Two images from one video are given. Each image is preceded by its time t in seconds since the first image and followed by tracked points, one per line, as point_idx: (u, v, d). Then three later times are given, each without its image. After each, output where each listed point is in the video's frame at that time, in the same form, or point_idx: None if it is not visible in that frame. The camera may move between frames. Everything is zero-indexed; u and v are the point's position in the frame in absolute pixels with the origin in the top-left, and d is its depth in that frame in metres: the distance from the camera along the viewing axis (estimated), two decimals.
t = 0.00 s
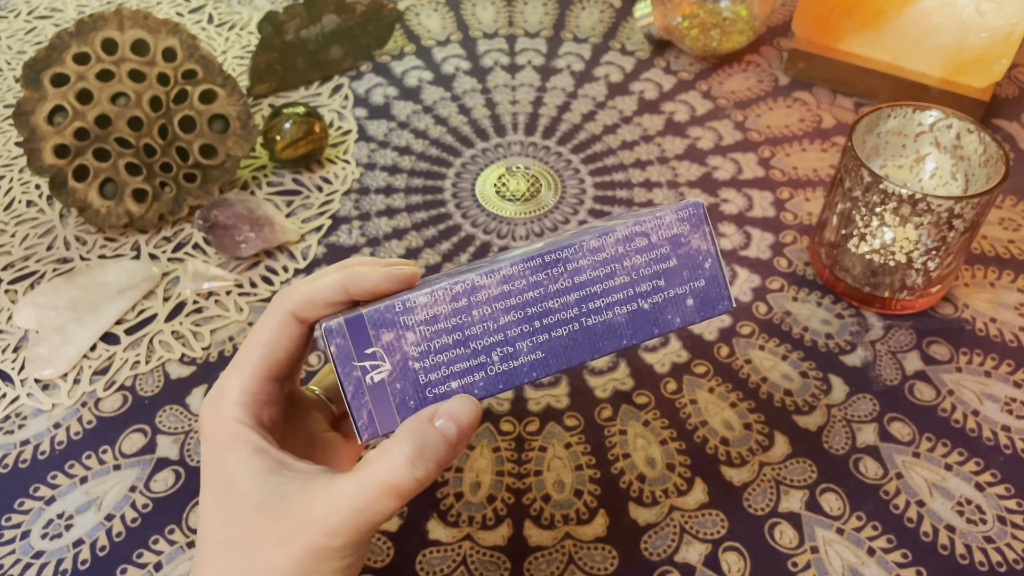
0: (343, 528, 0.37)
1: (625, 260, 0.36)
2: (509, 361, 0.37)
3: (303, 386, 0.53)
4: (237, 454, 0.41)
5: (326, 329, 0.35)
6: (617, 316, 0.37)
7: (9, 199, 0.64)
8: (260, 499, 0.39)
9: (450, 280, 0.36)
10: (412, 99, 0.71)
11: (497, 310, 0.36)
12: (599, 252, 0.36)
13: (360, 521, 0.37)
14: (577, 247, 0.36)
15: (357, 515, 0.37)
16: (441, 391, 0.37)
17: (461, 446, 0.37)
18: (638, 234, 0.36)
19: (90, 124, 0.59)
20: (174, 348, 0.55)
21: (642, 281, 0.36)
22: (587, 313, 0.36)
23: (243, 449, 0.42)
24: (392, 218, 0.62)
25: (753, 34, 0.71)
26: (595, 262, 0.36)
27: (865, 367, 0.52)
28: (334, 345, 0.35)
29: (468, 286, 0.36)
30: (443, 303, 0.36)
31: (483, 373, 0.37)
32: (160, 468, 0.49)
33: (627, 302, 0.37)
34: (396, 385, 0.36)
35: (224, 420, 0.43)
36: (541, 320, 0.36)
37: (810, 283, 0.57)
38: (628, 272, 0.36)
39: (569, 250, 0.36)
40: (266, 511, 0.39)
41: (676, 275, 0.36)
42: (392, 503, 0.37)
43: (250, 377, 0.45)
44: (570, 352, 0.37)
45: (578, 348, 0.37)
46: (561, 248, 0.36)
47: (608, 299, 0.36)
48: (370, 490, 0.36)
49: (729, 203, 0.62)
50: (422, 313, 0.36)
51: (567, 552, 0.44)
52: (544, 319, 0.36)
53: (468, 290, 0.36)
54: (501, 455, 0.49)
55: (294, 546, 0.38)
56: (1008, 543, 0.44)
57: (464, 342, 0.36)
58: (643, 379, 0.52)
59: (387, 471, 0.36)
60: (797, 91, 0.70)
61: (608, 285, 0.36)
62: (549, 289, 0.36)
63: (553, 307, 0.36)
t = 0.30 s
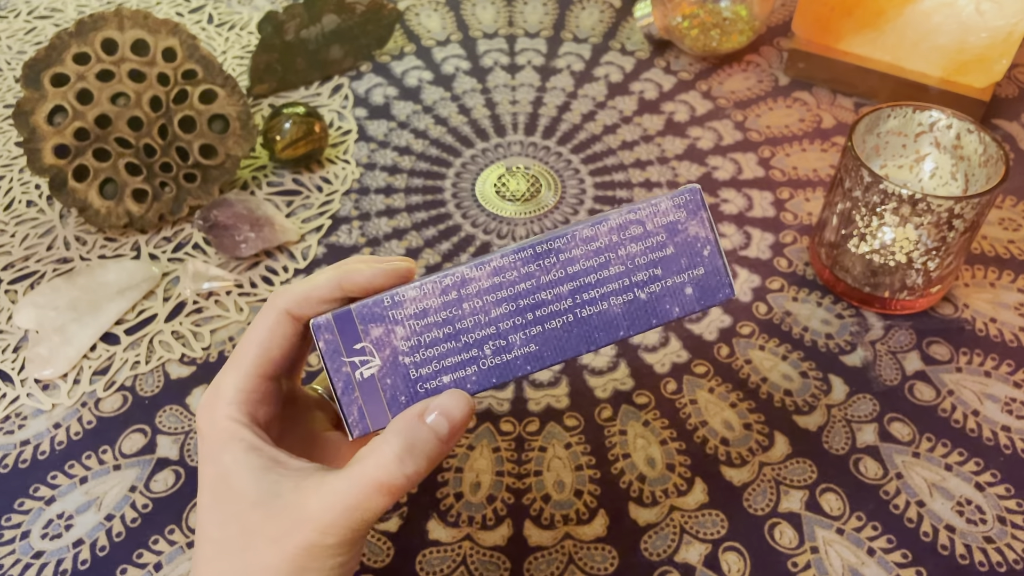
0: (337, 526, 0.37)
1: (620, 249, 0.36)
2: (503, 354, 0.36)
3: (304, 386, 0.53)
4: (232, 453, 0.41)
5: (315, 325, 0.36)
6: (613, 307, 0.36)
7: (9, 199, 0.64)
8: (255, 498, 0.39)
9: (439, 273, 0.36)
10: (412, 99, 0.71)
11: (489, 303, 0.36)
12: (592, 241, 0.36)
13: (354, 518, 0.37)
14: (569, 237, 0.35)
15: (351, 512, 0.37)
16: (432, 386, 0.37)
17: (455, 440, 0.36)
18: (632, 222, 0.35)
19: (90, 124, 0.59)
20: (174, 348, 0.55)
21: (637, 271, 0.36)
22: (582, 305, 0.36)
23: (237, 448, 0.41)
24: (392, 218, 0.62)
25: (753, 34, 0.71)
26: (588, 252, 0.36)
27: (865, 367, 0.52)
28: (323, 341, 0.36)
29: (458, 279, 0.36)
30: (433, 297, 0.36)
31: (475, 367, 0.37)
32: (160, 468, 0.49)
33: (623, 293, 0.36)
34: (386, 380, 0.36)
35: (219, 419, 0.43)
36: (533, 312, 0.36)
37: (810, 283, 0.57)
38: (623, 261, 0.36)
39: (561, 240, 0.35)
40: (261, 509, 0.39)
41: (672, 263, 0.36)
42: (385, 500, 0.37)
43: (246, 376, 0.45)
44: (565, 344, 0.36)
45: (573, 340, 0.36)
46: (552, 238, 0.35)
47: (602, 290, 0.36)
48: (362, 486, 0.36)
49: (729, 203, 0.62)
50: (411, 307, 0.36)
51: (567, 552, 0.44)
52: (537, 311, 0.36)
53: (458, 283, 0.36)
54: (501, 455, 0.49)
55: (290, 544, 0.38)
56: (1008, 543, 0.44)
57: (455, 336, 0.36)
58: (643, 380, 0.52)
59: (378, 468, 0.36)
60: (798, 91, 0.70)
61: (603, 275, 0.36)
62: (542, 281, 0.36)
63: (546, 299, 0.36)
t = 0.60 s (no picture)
0: (334, 524, 0.37)
1: (612, 237, 0.36)
2: (495, 348, 0.36)
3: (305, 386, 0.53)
4: (228, 453, 0.41)
5: (304, 325, 0.36)
6: (606, 296, 0.36)
7: (9, 199, 0.64)
8: (251, 497, 0.39)
9: (428, 268, 0.36)
10: (412, 99, 0.71)
11: (479, 297, 0.36)
12: (582, 231, 0.35)
13: (349, 517, 0.37)
14: (559, 227, 0.35)
15: (346, 512, 0.37)
16: (425, 382, 0.37)
17: (447, 437, 0.36)
18: (624, 210, 0.35)
19: (90, 124, 0.59)
20: (174, 348, 0.55)
21: (631, 259, 0.36)
22: (575, 295, 0.36)
23: (233, 448, 0.42)
24: (392, 218, 0.62)
25: (753, 34, 0.71)
26: (580, 241, 0.36)
27: (865, 367, 0.52)
28: (313, 339, 0.36)
29: (448, 273, 0.36)
30: (422, 292, 0.36)
31: (467, 361, 0.36)
32: (160, 468, 0.49)
33: (617, 282, 0.36)
34: (378, 377, 0.36)
35: (214, 420, 0.43)
36: (525, 305, 0.36)
37: (810, 283, 0.57)
38: (616, 249, 0.36)
39: (551, 231, 0.35)
40: (257, 509, 0.39)
41: (667, 250, 0.36)
42: (380, 497, 0.37)
43: (240, 376, 0.45)
44: (559, 335, 0.36)
45: (566, 332, 0.36)
46: (542, 229, 0.35)
47: (595, 279, 0.36)
48: (355, 485, 0.37)
49: (729, 203, 0.62)
50: (400, 303, 0.36)
51: (567, 552, 0.44)
52: (529, 303, 0.36)
53: (447, 277, 0.36)
54: (501, 455, 0.49)
55: (286, 544, 0.38)
56: (1008, 543, 0.44)
57: (445, 331, 0.36)
58: (643, 379, 0.52)
59: (373, 466, 0.36)
60: (798, 91, 0.70)
61: (595, 264, 0.36)
62: (533, 272, 0.36)
63: (538, 291, 0.36)
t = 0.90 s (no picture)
0: (338, 532, 0.37)
1: (629, 241, 0.35)
2: (507, 355, 0.36)
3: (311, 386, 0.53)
4: (236, 457, 0.42)
5: (310, 329, 0.36)
6: (622, 302, 0.36)
7: (9, 199, 0.64)
8: (257, 502, 0.40)
9: (438, 272, 0.36)
10: (412, 99, 0.71)
11: (490, 302, 0.36)
12: (599, 235, 0.35)
13: (355, 525, 0.37)
14: (575, 230, 0.35)
15: (351, 520, 0.37)
16: (434, 389, 0.36)
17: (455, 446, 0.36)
18: (643, 214, 0.35)
19: (90, 124, 0.59)
20: (174, 348, 0.55)
21: (649, 264, 0.36)
22: (591, 301, 0.36)
23: (241, 452, 0.42)
24: (391, 218, 0.62)
25: (753, 34, 0.71)
26: (596, 246, 0.35)
27: (865, 367, 0.52)
28: (319, 345, 0.36)
29: (457, 278, 0.36)
30: (431, 297, 0.36)
31: (477, 369, 0.36)
32: (160, 468, 0.49)
33: (634, 288, 0.36)
34: (385, 384, 0.36)
35: (224, 423, 0.44)
36: (537, 311, 0.36)
37: (810, 283, 0.57)
38: (634, 253, 0.36)
39: (567, 234, 0.35)
40: (262, 514, 0.39)
41: (687, 255, 0.36)
42: (384, 506, 0.37)
43: (252, 379, 0.45)
44: (573, 343, 0.36)
45: (580, 339, 0.36)
46: (557, 232, 0.35)
47: (612, 285, 0.36)
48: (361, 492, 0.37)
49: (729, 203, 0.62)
50: (408, 308, 0.36)
51: (567, 552, 0.44)
52: (542, 309, 0.36)
53: (458, 282, 0.36)
54: (501, 455, 0.49)
55: (291, 550, 0.38)
56: (1008, 543, 0.44)
57: (454, 337, 0.36)
58: (643, 380, 0.52)
59: (377, 476, 0.36)
60: (797, 92, 0.70)
61: (613, 269, 0.36)
62: (548, 277, 0.36)
63: (552, 297, 0.36)
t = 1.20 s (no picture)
0: (343, 529, 0.37)
1: (654, 229, 0.33)
2: (522, 348, 0.35)
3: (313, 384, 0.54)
4: (246, 449, 0.42)
5: (316, 318, 0.36)
6: (645, 295, 0.34)
7: (9, 199, 0.64)
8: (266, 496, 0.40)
9: (449, 260, 0.35)
10: (412, 99, 0.71)
11: (504, 292, 0.35)
12: (620, 222, 0.33)
13: (360, 523, 0.37)
14: (595, 217, 0.34)
15: (356, 517, 0.37)
16: (444, 381, 0.36)
17: (464, 442, 0.35)
18: (669, 199, 0.33)
19: (90, 123, 0.59)
20: (174, 348, 0.55)
21: (674, 253, 0.33)
22: (612, 293, 0.34)
23: (252, 444, 0.42)
24: (391, 218, 0.62)
25: (753, 34, 0.71)
26: (618, 233, 0.34)
27: (865, 367, 0.52)
28: (325, 334, 0.36)
29: (469, 266, 0.35)
30: (442, 285, 0.35)
31: (490, 362, 0.35)
32: (160, 468, 0.49)
33: (658, 279, 0.34)
34: (394, 376, 0.36)
35: (236, 413, 0.44)
36: (554, 302, 0.34)
37: (810, 283, 0.57)
38: (659, 241, 0.33)
39: (585, 222, 0.34)
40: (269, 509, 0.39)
41: (718, 244, 0.33)
42: (390, 504, 0.37)
43: (263, 368, 0.46)
44: (592, 336, 0.35)
45: (600, 332, 0.35)
46: (577, 219, 0.34)
47: (635, 276, 0.34)
48: (365, 490, 0.36)
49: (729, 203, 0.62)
50: (418, 296, 0.35)
51: (567, 553, 0.44)
52: (559, 300, 0.34)
53: (470, 271, 0.35)
54: (501, 455, 0.49)
55: (296, 546, 0.38)
56: (1009, 543, 0.44)
57: (466, 328, 0.35)
58: (643, 380, 0.52)
59: (382, 473, 0.36)
60: (797, 91, 0.70)
61: (636, 258, 0.34)
62: (565, 267, 0.34)
63: (571, 288, 0.34)
